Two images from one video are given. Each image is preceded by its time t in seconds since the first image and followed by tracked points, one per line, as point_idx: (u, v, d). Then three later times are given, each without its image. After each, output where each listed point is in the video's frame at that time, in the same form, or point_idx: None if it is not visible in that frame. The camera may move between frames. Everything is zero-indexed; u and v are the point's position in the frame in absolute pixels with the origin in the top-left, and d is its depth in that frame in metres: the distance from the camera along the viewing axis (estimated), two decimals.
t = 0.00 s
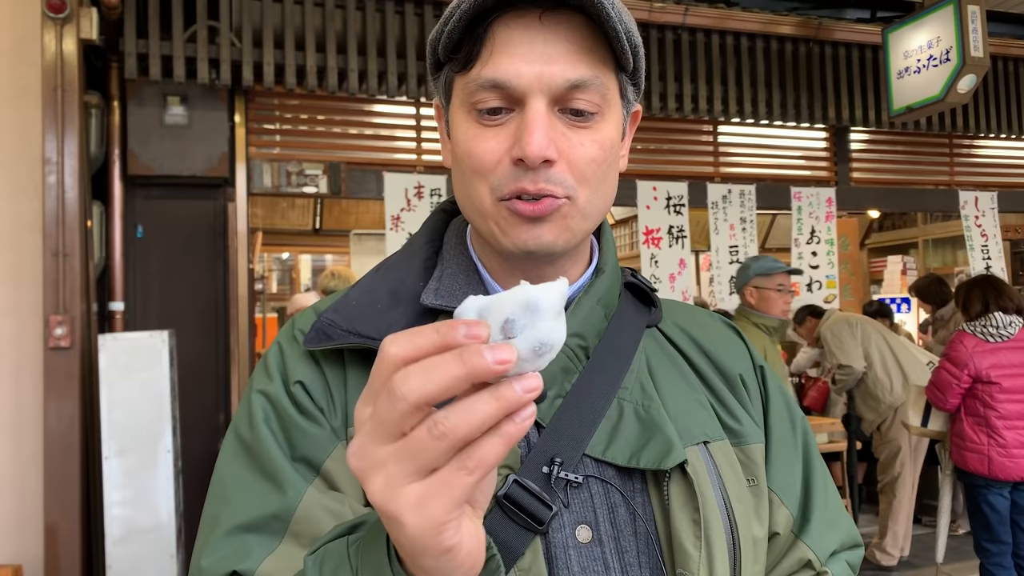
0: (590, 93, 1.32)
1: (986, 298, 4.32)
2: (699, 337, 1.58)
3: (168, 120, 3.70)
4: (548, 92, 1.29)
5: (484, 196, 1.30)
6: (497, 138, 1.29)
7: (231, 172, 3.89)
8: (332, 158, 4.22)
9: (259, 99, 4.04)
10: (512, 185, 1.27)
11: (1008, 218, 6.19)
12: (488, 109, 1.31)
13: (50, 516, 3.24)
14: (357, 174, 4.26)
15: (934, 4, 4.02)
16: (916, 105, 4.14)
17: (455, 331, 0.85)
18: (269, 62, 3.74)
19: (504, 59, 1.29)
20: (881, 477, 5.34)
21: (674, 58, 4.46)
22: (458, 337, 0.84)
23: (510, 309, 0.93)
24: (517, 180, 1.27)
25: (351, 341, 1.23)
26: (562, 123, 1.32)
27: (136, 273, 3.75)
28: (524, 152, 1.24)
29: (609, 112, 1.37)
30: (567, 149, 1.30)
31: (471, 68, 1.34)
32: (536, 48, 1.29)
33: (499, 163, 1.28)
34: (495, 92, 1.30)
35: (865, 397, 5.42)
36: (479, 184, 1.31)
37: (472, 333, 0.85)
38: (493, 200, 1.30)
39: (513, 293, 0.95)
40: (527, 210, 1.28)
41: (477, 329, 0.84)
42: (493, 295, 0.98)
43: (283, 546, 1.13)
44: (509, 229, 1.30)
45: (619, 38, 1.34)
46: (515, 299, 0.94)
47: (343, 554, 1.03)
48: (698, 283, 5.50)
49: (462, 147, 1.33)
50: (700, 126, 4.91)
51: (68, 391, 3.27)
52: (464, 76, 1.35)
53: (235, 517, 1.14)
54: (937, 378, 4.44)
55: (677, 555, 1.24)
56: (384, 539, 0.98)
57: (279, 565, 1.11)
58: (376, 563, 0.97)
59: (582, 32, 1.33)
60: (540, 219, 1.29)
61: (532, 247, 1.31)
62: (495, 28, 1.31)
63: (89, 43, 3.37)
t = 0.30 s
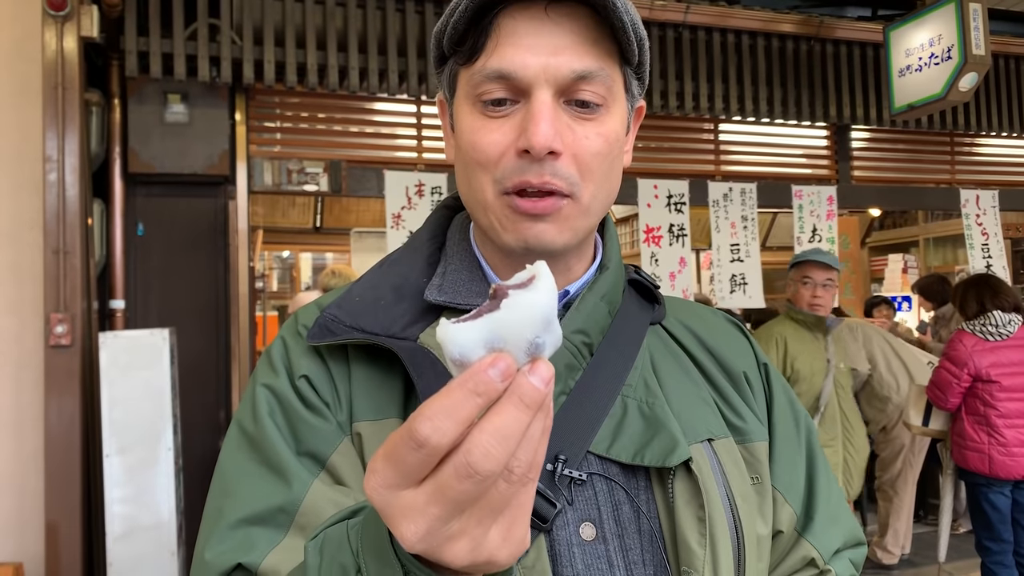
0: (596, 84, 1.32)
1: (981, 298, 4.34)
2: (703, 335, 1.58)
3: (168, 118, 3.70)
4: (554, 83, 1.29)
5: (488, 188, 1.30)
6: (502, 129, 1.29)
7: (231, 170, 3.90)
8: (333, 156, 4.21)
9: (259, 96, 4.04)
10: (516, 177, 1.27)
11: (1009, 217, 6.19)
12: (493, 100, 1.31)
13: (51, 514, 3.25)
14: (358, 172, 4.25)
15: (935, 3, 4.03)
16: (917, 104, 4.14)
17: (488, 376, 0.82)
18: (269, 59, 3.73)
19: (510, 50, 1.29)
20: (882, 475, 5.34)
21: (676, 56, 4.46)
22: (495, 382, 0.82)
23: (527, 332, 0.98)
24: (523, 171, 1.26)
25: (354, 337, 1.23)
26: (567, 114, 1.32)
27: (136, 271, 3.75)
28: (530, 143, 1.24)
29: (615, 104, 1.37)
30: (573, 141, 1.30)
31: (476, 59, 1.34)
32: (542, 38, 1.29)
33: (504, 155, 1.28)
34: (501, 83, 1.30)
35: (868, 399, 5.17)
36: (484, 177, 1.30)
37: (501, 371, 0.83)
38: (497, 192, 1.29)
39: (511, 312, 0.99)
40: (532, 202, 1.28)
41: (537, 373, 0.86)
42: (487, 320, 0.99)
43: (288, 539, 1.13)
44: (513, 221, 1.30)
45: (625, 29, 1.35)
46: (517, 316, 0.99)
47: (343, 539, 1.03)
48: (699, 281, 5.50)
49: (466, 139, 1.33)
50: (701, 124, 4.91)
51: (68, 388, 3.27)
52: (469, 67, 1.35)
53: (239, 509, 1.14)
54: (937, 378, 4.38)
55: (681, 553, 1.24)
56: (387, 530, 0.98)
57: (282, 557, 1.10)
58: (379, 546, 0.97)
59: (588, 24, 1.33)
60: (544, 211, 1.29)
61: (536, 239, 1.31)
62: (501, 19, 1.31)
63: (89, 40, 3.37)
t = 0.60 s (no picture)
0: (598, 79, 1.32)
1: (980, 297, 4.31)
2: (704, 331, 1.57)
3: (168, 116, 3.69)
4: (556, 76, 1.28)
5: (488, 183, 1.30)
6: (503, 123, 1.28)
7: (231, 168, 3.90)
8: (333, 154, 4.19)
9: (259, 94, 4.03)
10: (518, 171, 1.26)
11: (1010, 214, 6.18)
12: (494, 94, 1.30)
13: (51, 512, 3.24)
14: (358, 169, 4.23)
15: None
16: (919, 101, 4.14)
17: (489, 376, 0.81)
18: (269, 57, 3.72)
19: (511, 43, 1.28)
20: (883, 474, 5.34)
21: (676, 53, 4.46)
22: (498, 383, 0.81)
23: (525, 336, 0.98)
24: (524, 166, 1.26)
25: (352, 334, 1.22)
26: (570, 108, 1.31)
27: (137, 269, 3.75)
28: (531, 138, 1.24)
29: (617, 98, 1.37)
30: (575, 136, 1.29)
31: (477, 52, 1.33)
32: (544, 31, 1.28)
33: (505, 149, 1.27)
34: (502, 77, 1.29)
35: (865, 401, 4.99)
36: (485, 171, 1.30)
37: (503, 372, 0.82)
38: (498, 187, 1.29)
39: (514, 316, 0.99)
40: (533, 197, 1.27)
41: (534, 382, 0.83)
42: (489, 322, 0.98)
43: (285, 540, 1.12)
44: (513, 216, 1.29)
45: (629, 23, 1.34)
46: (519, 319, 0.98)
47: (342, 542, 1.03)
48: (699, 279, 5.49)
49: (467, 133, 1.32)
50: (702, 122, 4.90)
51: (68, 387, 3.27)
52: (469, 60, 1.34)
53: (235, 510, 1.13)
54: (937, 376, 4.41)
55: (682, 552, 1.24)
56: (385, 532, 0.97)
57: (279, 559, 1.10)
58: (378, 550, 0.96)
59: (592, 17, 1.33)
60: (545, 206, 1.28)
61: (536, 235, 1.30)
62: (502, 12, 1.30)
63: (89, 37, 3.36)
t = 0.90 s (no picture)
0: (597, 74, 1.30)
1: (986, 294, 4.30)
2: (703, 328, 1.56)
3: (168, 113, 3.68)
4: (553, 71, 1.27)
5: (486, 179, 1.29)
6: (500, 119, 1.28)
7: (231, 166, 3.88)
8: (333, 151, 4.18)
9: (259, 91, 4.02)
10: (516, 167, 1.25)
11: (1011, 211, 6.16)
12: (491, 91, 1.29)
13: (51, 510, 3.24)
14: (358, 166, 4.22)
15: None
16: (921, 98, 4.13)
17: (489, 330, 0.79)
18: (269, 54, 3.71)
19: (507, 38, 1.27)
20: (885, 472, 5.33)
21: (677, 50, 4.45)
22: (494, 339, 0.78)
23: (525, 284, 0.91)
24: (522, 162, 1.25)
25: (346, 332, 1.22)
26: (568, 104, 1.30)
27: (137, 266, 3.74)
28: (529, 134, 1.23)
29: (616, 94, 1.36)
30: (573, 132, 1.28)
31: (473, 47, 1.32)
32: (541, 26, 1.27)
33: (502, 145, 1.26)
34: (499, 72, 1.28)
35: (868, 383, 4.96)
36: (481, 167, 1.29)
37: (507, 329, 0.80)
38: (496, 183, 1.28)
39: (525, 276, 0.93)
40: (532, 193, 1.27)
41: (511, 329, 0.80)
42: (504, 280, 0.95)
43: (280, 540, 1.12)
44: (510, 212, 1.28)
45: (628, 17, 1.33)
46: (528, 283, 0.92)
47: (348, 548, 1.01)
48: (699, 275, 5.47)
49: (464, 129, 1.31)
50: (702, 119, 4.90)
51: (67, 384, 3.26)
52: (466, 55, 1.33)
53: (229, 510, 1.12)
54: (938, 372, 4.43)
55: (680, 552, 1.23)
56: (393, 526, 0.97)
57: (276, 559, 1.09)
58: (386, 554, 0.95)
59: (591, 11, 1.32)
60: (544, 200, 1.28)
61: (534, 231, 1.29)
62: (499, 6, 1.29)
63: (88, 34, 3.35)
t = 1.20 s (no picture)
0: (603, 73, 1.30)
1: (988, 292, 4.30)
2: (706, 326, 1.56)
3: (168, 111, 3.68)
4: (559, 69, 1.26)
5: (490, 177, 1.28)
6: (505, 117, 1.27)
7: (232, 163, 3.88)
8: (334, 149, 4.18)
9: (261, 88, 4.02)
10: (520, 166, 1.25)
11: (1013, 209, 6.16)
12: (496, 88, 1.29)
13: (53, 507, 3.24)
14: (359, 164, 4.22)
15: None
16: (923, 95, 4.12)
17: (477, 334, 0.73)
18: (270, 51, 3.71)
19: (513, 35, 1.27)
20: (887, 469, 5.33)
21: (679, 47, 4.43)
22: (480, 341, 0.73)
23: (536, 304, 0.82)
24: (527, 159, 1.25)
25: (347, 327, 1.22)
26: (573, 103, 1.30)
27: (138, 264, 3.74)
28: (534, 132, 1.22)
29: (622, 94, 1.35)
30: (578, 131, 1.28)
31: (478, 44, 1.32)
32: (547, 24, 1.27)
33: (507, 143, 1.26)
34: (505, 70, 1.27)
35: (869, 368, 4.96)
36: (485, 164, 1.28)
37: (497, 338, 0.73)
38: (500, 180, 1.27)
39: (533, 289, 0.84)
40: (534, 188, 1.26)
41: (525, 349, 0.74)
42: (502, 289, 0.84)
43: (277, 536, 1.11)
44: (514, 209, 1.27)
45: (636, 16, 1.33)
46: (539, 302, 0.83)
47: (348, 551, 1.00)
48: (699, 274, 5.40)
49: (468, 126, 1.30)
50: (704, 116, 4.90)
51: (69, 381, 3.26)
52: (471, 53, 1.33)
53: (227, 505, 1.12)
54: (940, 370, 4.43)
55: (683, 549, 1.23)
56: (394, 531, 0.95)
57: (273, 555, 1.09)
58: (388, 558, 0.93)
59: (598, 11, 1.32)
60: (547, 195, 1.27)
61: (536, 226, 1.28)
62: (505, 5, 1.29)
63: (89, 32, 3.34)
